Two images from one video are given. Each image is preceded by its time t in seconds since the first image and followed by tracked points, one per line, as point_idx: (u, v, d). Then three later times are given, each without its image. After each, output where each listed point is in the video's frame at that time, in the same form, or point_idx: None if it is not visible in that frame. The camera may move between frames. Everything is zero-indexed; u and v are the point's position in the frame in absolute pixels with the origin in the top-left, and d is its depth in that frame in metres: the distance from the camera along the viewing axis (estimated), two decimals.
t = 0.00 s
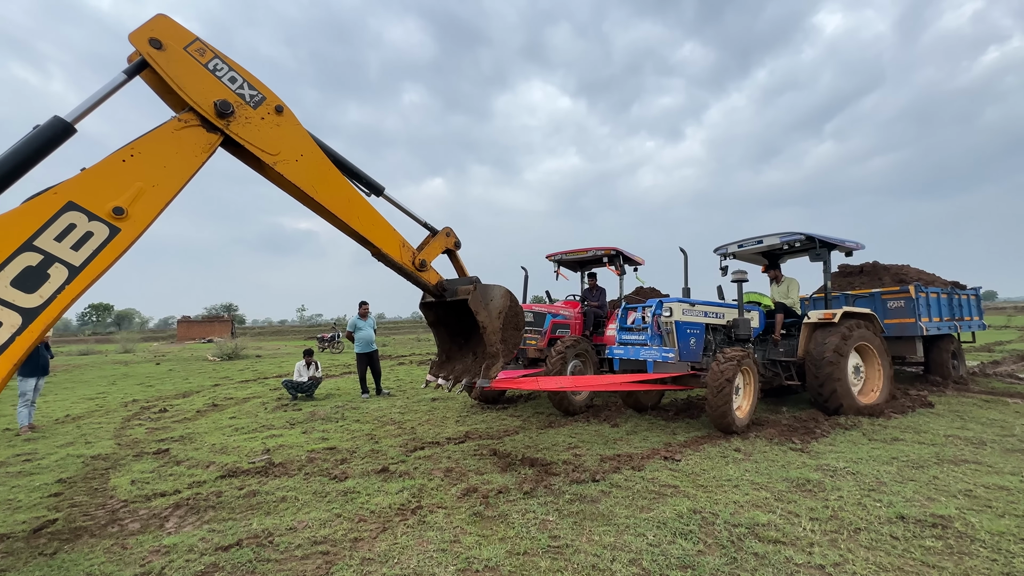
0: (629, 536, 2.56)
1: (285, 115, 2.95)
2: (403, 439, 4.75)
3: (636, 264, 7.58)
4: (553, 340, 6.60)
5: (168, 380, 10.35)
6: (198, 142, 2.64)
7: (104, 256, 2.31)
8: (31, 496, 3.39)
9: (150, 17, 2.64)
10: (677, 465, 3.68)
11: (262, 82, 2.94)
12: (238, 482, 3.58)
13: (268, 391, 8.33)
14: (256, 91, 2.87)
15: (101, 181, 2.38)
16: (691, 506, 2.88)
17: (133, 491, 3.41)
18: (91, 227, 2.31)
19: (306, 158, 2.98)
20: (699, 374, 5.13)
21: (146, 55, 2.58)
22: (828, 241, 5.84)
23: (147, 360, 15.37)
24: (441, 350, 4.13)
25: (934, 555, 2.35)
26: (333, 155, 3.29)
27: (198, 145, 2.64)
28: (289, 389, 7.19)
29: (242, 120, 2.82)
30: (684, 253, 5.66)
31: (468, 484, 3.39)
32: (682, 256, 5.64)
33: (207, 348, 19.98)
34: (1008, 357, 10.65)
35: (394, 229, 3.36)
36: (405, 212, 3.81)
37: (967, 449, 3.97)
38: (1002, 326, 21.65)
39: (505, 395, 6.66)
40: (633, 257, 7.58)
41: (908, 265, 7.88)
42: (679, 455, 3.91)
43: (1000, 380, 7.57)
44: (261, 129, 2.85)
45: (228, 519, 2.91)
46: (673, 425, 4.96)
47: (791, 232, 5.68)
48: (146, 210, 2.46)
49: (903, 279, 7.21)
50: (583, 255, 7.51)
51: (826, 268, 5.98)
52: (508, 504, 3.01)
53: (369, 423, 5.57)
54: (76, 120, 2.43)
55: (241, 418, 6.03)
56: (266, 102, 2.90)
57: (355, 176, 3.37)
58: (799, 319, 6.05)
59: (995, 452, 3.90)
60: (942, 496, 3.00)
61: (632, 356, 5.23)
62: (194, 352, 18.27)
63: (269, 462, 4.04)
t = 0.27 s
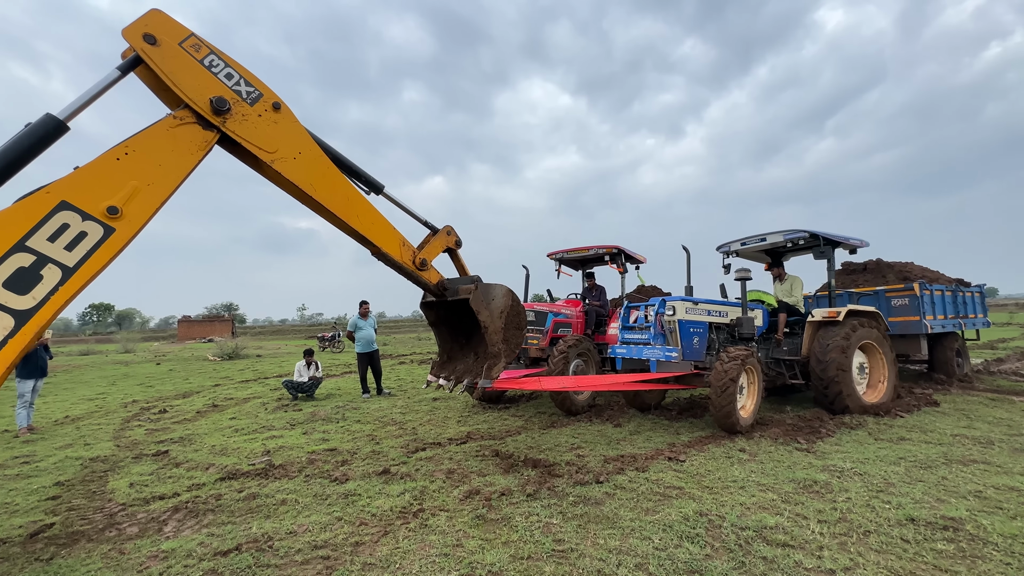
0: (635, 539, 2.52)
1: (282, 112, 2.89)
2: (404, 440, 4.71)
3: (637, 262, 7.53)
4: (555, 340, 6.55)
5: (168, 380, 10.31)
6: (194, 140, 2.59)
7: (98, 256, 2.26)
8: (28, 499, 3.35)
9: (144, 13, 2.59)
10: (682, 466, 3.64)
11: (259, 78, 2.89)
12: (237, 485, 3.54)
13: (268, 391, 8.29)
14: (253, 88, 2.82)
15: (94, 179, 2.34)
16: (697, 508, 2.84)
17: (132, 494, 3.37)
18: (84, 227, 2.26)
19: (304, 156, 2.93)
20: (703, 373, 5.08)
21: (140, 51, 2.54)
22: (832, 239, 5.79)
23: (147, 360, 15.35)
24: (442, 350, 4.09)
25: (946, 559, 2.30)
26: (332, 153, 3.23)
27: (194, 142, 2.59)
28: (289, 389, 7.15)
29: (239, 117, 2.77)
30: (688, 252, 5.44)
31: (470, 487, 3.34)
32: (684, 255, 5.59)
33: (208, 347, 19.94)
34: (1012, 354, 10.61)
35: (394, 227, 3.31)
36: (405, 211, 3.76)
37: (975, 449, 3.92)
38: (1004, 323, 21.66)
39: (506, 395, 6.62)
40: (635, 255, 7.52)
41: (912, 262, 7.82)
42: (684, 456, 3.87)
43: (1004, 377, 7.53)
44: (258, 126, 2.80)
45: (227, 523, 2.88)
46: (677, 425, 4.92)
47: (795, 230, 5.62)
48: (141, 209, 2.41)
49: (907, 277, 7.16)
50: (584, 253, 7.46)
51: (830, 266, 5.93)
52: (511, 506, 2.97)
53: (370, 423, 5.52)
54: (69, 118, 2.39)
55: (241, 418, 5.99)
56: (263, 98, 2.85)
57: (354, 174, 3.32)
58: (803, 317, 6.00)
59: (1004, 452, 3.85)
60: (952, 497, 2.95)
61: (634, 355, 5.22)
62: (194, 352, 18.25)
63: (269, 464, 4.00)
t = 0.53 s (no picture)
0: (637, 540, 2.48)
1: (276, 107, 2.84)
2: (402, 440, 4.66)
3: (636, 259, 7.48)
4: (554, 338, 6.51)
5: (164, 380, 10.25)
6: (185, 135, 2.53)
7: (87, 254, 2.22)
8: (20, 502, 3.29)
9: (133, 6, 2.54)
10: (683, 465, 3.60)
11: (251, 73, 2.84)
12: (233, 486, 3.49)
13: (265, 391, 8.24)
14: (245, 82, 2.77)
15: (82, 176, 2.29)
16: (699, 508, 2.80)
17: (126, 497, 3.32)
18: (72, 225, 2.21)
19: (298, 151, 2.88)
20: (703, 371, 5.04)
21: (128, 44, 2.48)
22: (832, 235, 5.75)
23: (144, 360, 15.27)
24: (439, 349, 4.04)
25: (952, 558, 2.27)
26: (327, 149, 3.18)
27: (185, 138, 2.54)
28: (286, 388, 7.10)
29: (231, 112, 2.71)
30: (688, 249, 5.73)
31: (469, 487, 3.30)
32: (684, 252, 5.56)
33: (205, 347, 19.86)
34: (1011, 350, 10.61)
35: (390, 224, 3.25)
36: (402, 208, 3.71)
37: (978, 446, 3.89)
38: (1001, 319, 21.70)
39: (505, 394, 6.58)
40: (634, 253, 7.48)
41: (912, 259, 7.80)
42: (685, 454, 3.83)
43: (1004, 374, 7.52)
44: (250, 121, 2.75)
45: (222, 526, 2.84)
46: (677, 423, 4.88)
47: (795, 226, 5.59)
48: (130, 206, 2.36)
49: (907, 273, 7.13)
50: (583, 251, 7.41)
51: (830, 263, 5.90)
52: (511, 507, 2.93)
53: (368, 423, 5.48)
54: (56, 113, 2.33)
55: (238, 419, 5.94)
56: (256, 93, 2.80)
57: (349, 170, 3.26)
58: (803, 314, 5.97)
59: (1007, 448, 3.82)
60: (956, 495, 2.92)
61: (634, 354, 5.17)
62: (192, 352, 18.18)
63: (266, 465, 3.95)
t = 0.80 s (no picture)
0: (633, 541, 2.44)
1: (264, 101, 2.77)
2: (396, 440, 4.61)
3: (632, 257, 7.45)
4: (549, 336, 6.47)
5: (156, 381, 10.14)
6: (170, 130, 2.46)
7: (67, 252, 2.15)
8: (3, 507, 3.22)
9: None
10: (679, 463, 3.57)
11: (239, 65, 2.77)
12: (223, 489, 3.43)
13: (258, 391, 8.15)
14: (233, 75, 2.70)
15: (62, 171, 2.22)
16: (697, 507, 2.77)
17: (112, 500, 3.25)
18: (51, 222, 2.15)
19: (288, 147, 2.81)
20: (699, 369, 5.02)
21: (110, 36, 2.41)
22: (827, 232, 5.74)
23: (135, 360, 15.11)
24: (434, 349, 3.98)
25: (952, 557, 2.24)
26: (318, 145, 3.11)
27: (170, 132, 2.47)
28: (279, 388, 7.02)
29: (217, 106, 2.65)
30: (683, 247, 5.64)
31: (464, 488, 3.25)
32: (679, 250, 5.54)
33: (197, 347, 19.69)
34: (1003, 346, 10.67)
35: (383, 221, 3.19)
36: (396, 205, 3.65)
37: (973, 442, 3.89)
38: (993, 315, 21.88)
39: (500, 393, 6.53)
40: (629, 250, 7.45)
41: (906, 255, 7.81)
42: (682, 453, 3.80)
43: (997, 369, 7.55)
44: (238, 115, 2.68)
45: (210, 530, 2.78)
46: (673, 421, 4.86)
47: (790, 223, 5.57)
48: (113, 202, 2.29)
49: (902, 270, 7.14)
50: (578, 248, 7.37)
51: (825, 259, 5.89)
52: (506, 508, 2.88)
53: (362, 423, 5.42)
54: (35, 105, 2.26)
55: (229, 419, 5.86)
56: (244, 87, 2.73)
57: (341, 166, 3.20)
58: (799, 311, 5.96)
59: (1002, 444, 3.82)
60: (954, 492, 2.90)
61: (630, 353, 5.10)
62: (184, 352, 18.02)
63: (256, 467, 3.89)
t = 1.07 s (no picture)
0: (628, 542, 2.40)
1: (250, 93, 2.68)
2: (388, 440, 4.54)
3: (625, 255, 7.43)
4: (543, 334, 6.43)
5: (143, 381, 9.98)
6: (151, 123, 2.38)
7: (41, 249, 2.07)
8: None
9: None
10: (674, 462, 3.54)
11: (223, 56, 2.68)
12: (208, 492, 3.35)
13: (247, 391, 8.04)
14: (217, 66, 2.62)
15: (36, 164, 2.13)
16: (692, 507, 2.73)
17: (93, 505, 3.17)
18: (25, 217, 2.06)
19: (275, 141, 2.73)
20: (694, 367, 5.00)
21: (87, 24, 2.32)
22: (820, 229, 5.74)
23: (122, 360, 14.89)
24: (428, 348, 3.93)
25: (948, 555, 2.22)
26: (307, 139, 3.03)
27: (151, 125, 2.38)
28: (268, 388, 6.92)
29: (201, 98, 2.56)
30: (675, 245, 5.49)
31: (456, 489, 3.20)
32: (673, 247, 5.51)
33: (186, 347, 19.46)
34: (991, 343, 10.79)
35: (374, 218, 3.11)
36: (387, 201, 3.57)
37: (966, 438, 3.89)
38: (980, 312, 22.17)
39: (493, 391, 6.48)
40: (622, 248, 7.42)
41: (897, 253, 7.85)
42: (676, 451, 3.77)
43: (986, 366, 7.62)
44: (223, 108, 2.59)
45: (194, 535, 2.71)
46: (667, 419, 4.83)
47: (784, 220, 5.56)
48: (90, 197, 2.21)
49: (893, 267, 7.18)
50: (571, 246, 7.33)
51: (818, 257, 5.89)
52: (498, 509, 2.83)
53: (352, 423, 5.35)
54: (8, 96, 2.18)
55: (218, 420, 5.77)
56: (229, 79, 2.64)
57: (331, 161, 3.12)
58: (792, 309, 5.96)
59: (994, 440, 3.82)
60: (948, 489, 2.89)
61: (625, 352, 5.19)
62: (173, 351, 17.80)
63: (244, 469, 3.81)
